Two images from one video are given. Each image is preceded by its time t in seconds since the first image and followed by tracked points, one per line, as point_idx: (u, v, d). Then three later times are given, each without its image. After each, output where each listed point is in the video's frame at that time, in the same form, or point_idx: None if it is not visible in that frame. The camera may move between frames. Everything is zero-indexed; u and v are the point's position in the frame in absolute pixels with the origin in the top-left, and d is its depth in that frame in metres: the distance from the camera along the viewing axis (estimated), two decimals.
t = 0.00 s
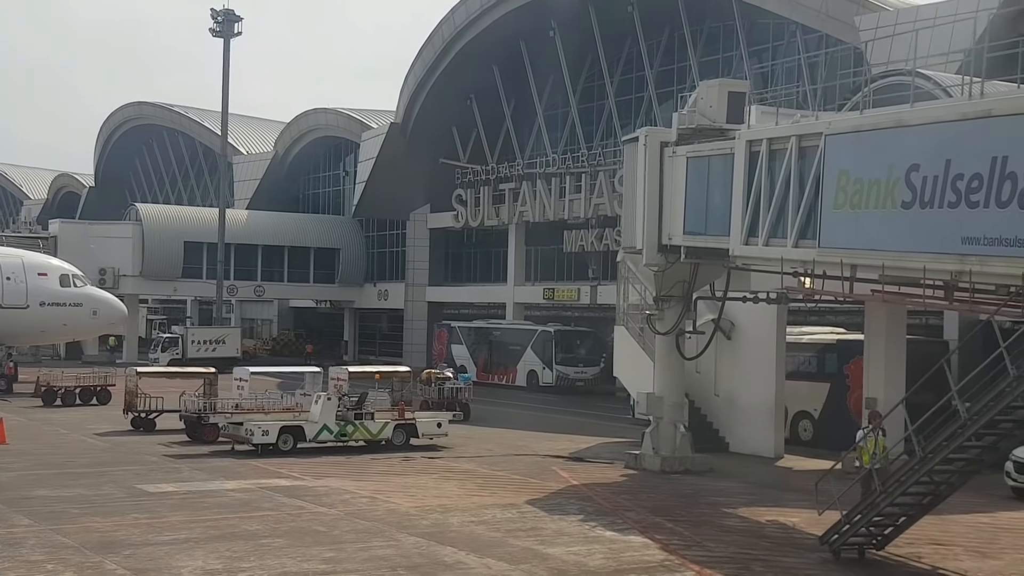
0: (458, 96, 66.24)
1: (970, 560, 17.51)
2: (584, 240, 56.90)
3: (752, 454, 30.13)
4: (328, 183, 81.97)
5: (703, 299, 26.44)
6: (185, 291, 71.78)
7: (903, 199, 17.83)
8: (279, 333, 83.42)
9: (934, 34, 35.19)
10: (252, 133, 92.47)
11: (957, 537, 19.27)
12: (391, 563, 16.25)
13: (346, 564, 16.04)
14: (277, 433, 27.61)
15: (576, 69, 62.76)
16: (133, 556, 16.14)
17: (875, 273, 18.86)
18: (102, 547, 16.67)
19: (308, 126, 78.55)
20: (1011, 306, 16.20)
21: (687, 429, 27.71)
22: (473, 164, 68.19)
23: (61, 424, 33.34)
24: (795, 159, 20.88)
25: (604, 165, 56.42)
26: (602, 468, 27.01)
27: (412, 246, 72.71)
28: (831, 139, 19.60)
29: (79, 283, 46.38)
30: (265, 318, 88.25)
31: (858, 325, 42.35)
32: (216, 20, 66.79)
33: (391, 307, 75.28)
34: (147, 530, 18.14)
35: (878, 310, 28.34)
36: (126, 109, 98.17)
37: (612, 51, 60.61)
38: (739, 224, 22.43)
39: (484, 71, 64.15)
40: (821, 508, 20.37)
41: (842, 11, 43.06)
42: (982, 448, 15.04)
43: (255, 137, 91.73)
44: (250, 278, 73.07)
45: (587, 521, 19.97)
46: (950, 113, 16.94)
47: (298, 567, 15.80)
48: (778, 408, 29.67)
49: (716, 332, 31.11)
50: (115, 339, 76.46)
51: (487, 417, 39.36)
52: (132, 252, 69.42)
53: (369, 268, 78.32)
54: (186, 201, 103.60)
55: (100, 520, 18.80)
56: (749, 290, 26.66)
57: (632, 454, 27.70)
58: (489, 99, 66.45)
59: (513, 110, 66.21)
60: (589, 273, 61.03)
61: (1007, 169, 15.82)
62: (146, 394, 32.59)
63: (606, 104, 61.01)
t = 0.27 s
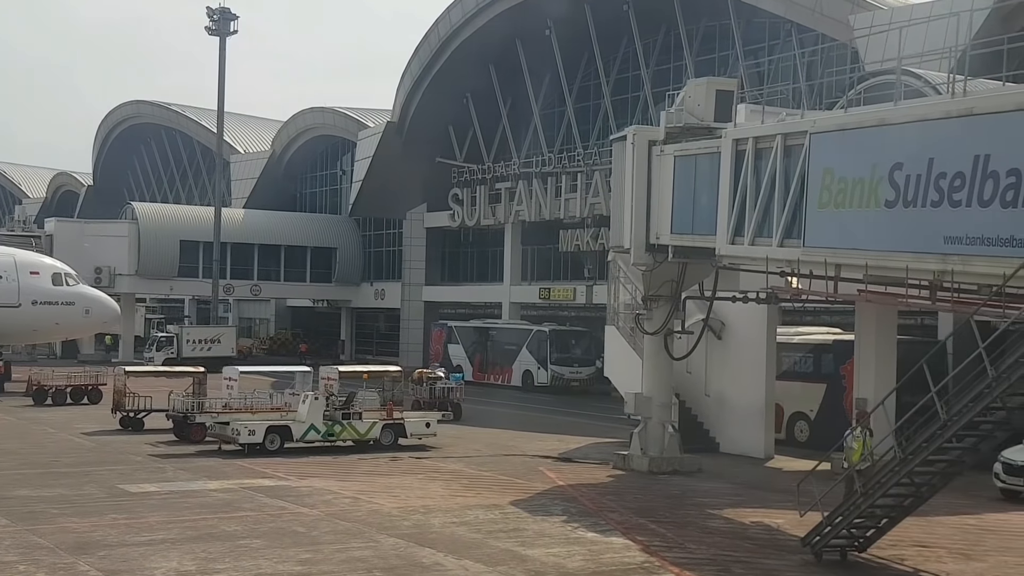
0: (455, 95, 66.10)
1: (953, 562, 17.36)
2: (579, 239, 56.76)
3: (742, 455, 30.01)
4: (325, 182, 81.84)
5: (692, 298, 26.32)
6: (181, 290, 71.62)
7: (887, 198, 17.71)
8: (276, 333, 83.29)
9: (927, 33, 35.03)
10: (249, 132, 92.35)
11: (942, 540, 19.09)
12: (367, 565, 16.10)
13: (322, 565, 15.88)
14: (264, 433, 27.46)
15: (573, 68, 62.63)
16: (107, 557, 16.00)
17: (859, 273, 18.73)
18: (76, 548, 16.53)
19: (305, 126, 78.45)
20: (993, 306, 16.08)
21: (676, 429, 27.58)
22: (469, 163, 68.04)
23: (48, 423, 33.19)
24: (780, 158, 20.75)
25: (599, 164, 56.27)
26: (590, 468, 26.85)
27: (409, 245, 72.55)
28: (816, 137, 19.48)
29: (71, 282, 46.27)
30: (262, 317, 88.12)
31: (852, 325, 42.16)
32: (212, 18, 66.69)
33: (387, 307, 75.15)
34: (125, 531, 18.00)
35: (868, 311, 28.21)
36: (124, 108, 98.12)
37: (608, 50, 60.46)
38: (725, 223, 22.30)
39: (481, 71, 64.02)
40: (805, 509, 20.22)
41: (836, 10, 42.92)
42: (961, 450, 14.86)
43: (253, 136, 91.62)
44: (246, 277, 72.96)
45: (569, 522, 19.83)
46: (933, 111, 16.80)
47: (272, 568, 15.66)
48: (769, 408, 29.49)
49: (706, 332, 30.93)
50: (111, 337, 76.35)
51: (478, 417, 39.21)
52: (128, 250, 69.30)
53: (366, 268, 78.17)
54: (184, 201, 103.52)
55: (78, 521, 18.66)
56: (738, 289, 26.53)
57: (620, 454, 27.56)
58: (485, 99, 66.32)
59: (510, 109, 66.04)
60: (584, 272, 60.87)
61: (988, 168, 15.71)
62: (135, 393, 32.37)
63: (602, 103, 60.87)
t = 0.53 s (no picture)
0: (448, 95, 65.95)
1: (933, 564, 17.21)
2: (572, 239, 56.59)
3: (730, 456, 29.87)
4: (319, 182, 81.65)
5: (677, 299, 26.18)
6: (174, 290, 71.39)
7: (867, 197, 17.58)
8: (270, 333, 83.09)
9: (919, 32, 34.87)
10: (244, 131, 92.17)
11: (924, 542, 18.95)
12: (340, 567, 15.95)
13: (295, 567, 15.74)
14: (247, 433, 27.30)
15: (567, 68, 62.48)
16: (78, 559, 15.85)
17: (841, 273, 18.58)
18: (48, 549, 16.37)
19: (299, 125, 78.27)
20: (973, 307, 15.94)
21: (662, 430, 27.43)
22: (463, 163, 67.89)
23: (33, 423, 33.02)
24: (763, 157, 20.61)
25: (593, 164, 56.12)
26: (575, 469, 26.69)
27: (402, 245, 72.33)
28: (798, 136, 19.35)
29: (61, 281, 46.13)
30: (257, 317, 87.93)
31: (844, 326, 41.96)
32: (205, 17, 66.54)
33: (381, 307, 74.97)
34: (99, 532, 17.85)
35: (856, 311, 28.08)
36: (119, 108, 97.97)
37: (602, 49, 60.30)
38: (709, 222, 22.15)
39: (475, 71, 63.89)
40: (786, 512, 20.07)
41: (829, 9, 42.76)
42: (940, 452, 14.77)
43: (248, 135, 91.44)
44: (240, 277, 72.79)
45: (549, 524, 19.67)
46: (913, 110, 16.67)
47: (244, 571, 15.50)
48: (756, 409, 29.32)
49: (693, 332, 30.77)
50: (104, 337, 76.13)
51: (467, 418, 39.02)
52: (120, 250, 69.11)
53: (360, 268, 77.98)
54: (179, 200, 103.35)
55: (52, 522, 18.51)
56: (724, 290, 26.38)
57: (605, 455, 27.42)
58: (479, 98, 66.15)
59: (503, 109, 65.89)
60: (578, 272, 60.69)
61: (968, 167, 15.58)
62: (120, 393, 32.23)
63: (596, 103, 60.71)
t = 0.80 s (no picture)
0: (441, 98, 65.81)
1: (914, 569, 17.06)
2: (564, 242, 56.44)
3: (717, 460, 29.71)
4: (312, 185, 81.51)
5: (662, 302, 26.04)
6: (167, 293, 71.11)
7: (848, 199, 17.43)
8: (263, 336, 82.90)
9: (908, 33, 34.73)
10: (238, 135, 92.04)
11: (907, 547, 18.80)
12: (314, 573, 15.78)
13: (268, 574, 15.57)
14: (230, 437, 27.12)
15: (559, 71, 62.34)
16: (49, 565, 15.68)
17: (821, 276, 18.42)
18: (19, 555, 16.20)
19: (293, 128, 78.14)
20: (952, 309, 15.82)
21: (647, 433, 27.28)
22: (455, 167, 67.73)
23: (18, 428, 32.82)
24: (745, 160, 20.48)
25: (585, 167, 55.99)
26: (560, 473, 26.53)
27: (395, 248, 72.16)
28: (779, 138, 19.22)
29: (49, 285, 45.91)
30: (250, 320, 87.76)
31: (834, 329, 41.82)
32: (197, 20, 66.40)
33: (374, 310, 74.83)
34: (72, 538, 17.68)
35: (842, 314, 27.95)
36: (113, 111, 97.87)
37: (594, 52, 60.17)
38: (691, 225, 22.00)
39: (468, 74, 63.77)
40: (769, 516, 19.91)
41: (819, 12, 42.64)
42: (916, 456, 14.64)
43: (242, 139, 91.29)
44: (232, 280, 72.61)
45: (529, 529, 19.52)
46: (892, 111, 16.56)
47: None
48: (743, 412, 29.15)
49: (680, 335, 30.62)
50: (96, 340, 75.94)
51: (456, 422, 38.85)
52: (112, 253, 68.89)
53: (353, 271, 77.81)
54: (173, 204, 103.21)
55: (27, 527, 18.34)
56: (709, 292, 26.25)
57: (591, 459, 27.26)
58: (472, 101, 66.00)
59: (496, 112, 65.73)
60: (570, 275, 60.54)
61: (946, 168, 15.47)
62: (104, 398, 31.98)
63: (588, 106, 60.57)
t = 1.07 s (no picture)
0: (441, 98, 65.69)
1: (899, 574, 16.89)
2: (562, 244, 56.29)
3: (710, 463, 29.54)
4: (312, 186, 81.37)
5: (653, 304, 25.90)
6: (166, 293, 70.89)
7: (834, 200, 17.27)
8: (263, 337, 82.81)
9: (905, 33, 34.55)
10: (239, 135, 91.99)
11: (894, 552, 18.64)
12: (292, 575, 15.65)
13: None
14: (220, 438, 26.99)
15: (559, 73, 62.19)
16: (24, 566, 15.56)
17: (809, 278, 18.26)
18: None
19: (293, 129, 78.07)
20: (936, 311, 15.67)
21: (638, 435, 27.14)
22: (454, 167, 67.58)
23: (9, 428, 32.70)
24: (733, 161, 20.34)
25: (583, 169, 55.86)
26: (550, 476, 26.40)
27: (395, 249, 71.97)
28: (767, 139, 19.09)
29: (45, 284, 45.88)
30: (250, 321, 87.69)
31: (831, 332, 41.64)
32: (197, 20, 66.31)
33: (373, 311, 74.70)
34: (52, 539, 17.55)
35: (837, 315, 27.78)
36: (115, 110, 97.88)
37: (593, 54, 59.98)
38: (681, 226, 21.86)
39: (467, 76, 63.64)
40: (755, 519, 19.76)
41: (817, 14, 42.53)
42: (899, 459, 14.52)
43: (242, 139, 91.24)
44: (232, 281, 72.52)
45: (514, 532, 19.38)
46: (877, 112, 16.41)
47: None
48: (736, 414, 28.96)
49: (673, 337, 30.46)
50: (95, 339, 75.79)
51: (450, 424, 38.69)
52: (111, 252, 68.75)
53: (353, 272, 77.68)
54: (175, 204, 103.19)
55: (7, 528, 18.22)
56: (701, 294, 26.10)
57: (581, 461, 27.12)
58: (471, 102, 65.89)
59: (495, 113, 65.57)
60: (569, 277, 60.41)
61: (931, 170, 15.33)
62: (97, 397, 32.03)
63: (587, 108, 60.42)
